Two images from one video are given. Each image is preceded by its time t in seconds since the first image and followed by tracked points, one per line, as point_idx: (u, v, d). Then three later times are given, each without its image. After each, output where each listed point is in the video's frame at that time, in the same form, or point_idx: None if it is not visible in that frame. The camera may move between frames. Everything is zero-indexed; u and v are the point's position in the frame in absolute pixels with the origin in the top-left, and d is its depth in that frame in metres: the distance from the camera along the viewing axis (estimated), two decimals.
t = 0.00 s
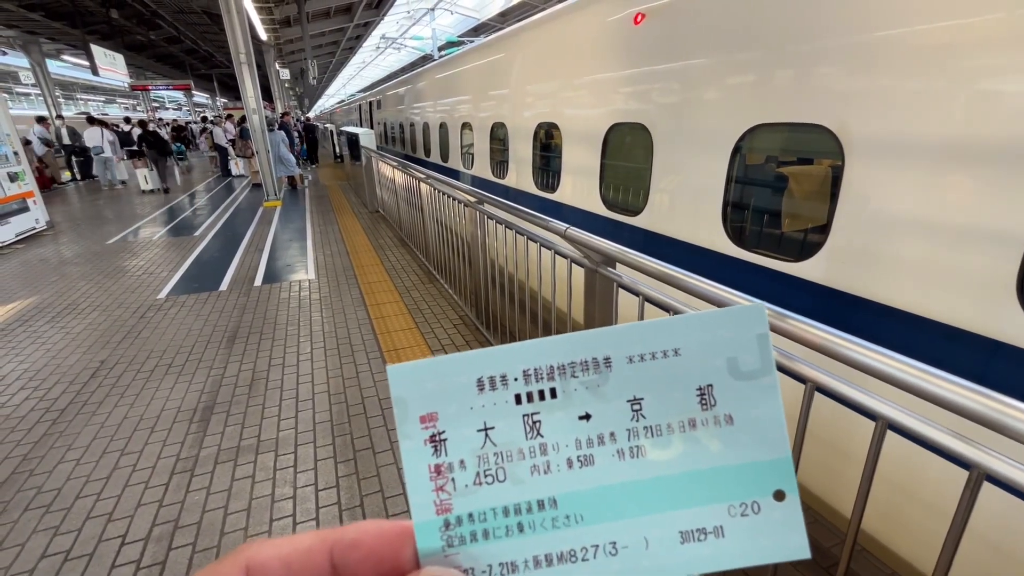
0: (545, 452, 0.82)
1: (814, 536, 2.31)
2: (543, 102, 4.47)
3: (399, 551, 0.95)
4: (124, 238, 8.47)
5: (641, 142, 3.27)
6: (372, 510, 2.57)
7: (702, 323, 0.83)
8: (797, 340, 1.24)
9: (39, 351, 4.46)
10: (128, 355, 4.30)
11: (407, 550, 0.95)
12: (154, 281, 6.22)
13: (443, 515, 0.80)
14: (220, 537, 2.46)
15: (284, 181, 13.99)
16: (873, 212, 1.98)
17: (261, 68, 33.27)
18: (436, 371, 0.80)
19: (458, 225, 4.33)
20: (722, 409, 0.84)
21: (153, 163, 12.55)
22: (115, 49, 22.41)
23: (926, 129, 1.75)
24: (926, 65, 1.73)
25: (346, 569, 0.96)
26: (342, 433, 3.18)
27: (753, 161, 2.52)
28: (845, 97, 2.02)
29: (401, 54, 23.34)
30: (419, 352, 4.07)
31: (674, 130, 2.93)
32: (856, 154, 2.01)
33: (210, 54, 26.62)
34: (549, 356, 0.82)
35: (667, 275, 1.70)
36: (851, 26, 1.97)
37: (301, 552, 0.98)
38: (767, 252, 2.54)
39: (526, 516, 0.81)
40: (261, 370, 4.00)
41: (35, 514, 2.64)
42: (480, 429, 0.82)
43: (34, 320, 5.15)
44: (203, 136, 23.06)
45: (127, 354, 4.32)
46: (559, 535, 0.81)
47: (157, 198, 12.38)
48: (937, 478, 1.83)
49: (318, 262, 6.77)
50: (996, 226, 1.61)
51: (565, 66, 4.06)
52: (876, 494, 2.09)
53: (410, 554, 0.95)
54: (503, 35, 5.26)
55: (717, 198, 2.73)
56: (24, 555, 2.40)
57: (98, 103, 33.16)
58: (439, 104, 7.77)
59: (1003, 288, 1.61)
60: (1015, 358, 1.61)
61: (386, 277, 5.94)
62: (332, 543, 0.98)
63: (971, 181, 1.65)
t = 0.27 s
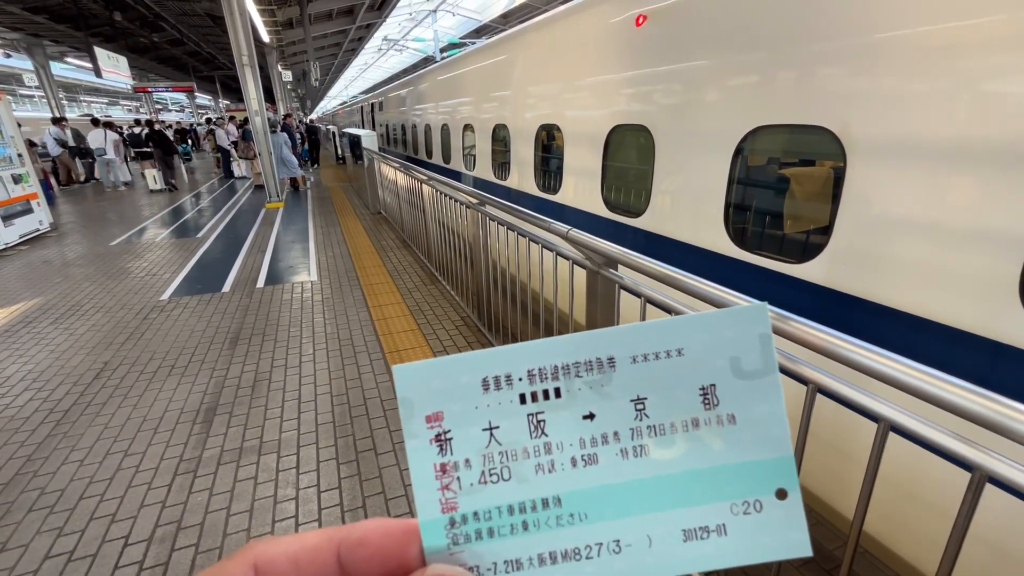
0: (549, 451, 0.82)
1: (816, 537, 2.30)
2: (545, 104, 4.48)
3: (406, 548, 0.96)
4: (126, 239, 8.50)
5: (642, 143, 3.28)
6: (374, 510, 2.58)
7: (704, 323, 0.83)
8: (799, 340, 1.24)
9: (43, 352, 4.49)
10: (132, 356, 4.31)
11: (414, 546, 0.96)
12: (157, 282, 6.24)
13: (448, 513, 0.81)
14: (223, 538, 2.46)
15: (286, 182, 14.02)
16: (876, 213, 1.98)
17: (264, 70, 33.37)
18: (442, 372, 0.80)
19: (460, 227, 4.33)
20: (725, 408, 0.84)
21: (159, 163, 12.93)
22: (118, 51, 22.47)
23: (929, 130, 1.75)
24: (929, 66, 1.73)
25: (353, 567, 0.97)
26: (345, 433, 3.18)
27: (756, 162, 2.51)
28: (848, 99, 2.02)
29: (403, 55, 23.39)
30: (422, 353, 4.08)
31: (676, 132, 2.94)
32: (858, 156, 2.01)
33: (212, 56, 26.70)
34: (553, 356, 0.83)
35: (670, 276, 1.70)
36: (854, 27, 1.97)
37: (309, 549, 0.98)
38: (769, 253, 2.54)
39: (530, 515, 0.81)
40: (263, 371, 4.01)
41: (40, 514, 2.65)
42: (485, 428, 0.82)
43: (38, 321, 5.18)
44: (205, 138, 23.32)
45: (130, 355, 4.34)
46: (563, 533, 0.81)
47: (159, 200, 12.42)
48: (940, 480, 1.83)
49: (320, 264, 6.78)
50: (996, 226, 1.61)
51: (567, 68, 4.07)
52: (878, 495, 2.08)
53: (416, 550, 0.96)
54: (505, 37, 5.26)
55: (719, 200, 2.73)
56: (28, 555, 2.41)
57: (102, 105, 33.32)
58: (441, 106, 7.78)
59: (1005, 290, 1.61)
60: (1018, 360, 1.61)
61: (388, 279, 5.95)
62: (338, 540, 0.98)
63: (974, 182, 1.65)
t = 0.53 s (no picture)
0: (543, 464, 0.82)
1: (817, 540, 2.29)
2: (545, 104, 4.48)
3: (397, 562, 0.96)
4: (126, 240, 8.49)
5: (642, 144, 3.28)
6: (373, 513, 2.57)
7: (700, 333, 0.83)
8: (799, 344, 1.24)
9: (42, 353, 4.48)
10: (131, 358, 4.31)
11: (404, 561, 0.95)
12: (157, 284, 6.23)
13: (440, 527, 0.80)
14: (222, 540, 2.46)
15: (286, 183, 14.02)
16: (876, 214, 1.97)
17: (265, 71, 33.39)
18: (433, 384, 0.80)
19: (460, 228, 4.33)
20: (721, 420, 0.83)
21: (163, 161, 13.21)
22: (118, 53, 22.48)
23: (929, 131, 1.74)
24: (929, 67, 1.73)
25: None
26: (344, 435, 3.18)
27: (756, 163, 2.51)
28: (847, 99, 2.02)
29: (403, 56, 23.41)
30: (422, 355, 4.07)
31: (676, 133, 2.93)
32: (858, 157, 2.01)
33: (213, 57, 26.71)
34: (547, 367, 0.83)
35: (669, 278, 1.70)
36: (853, 28, 1.97)
37: (298, 563, 0.94)
38: (769, 255, 2.53)
39: (522, 528, 0.81)
40: (263, 372, 4.00)
41: (38, 516, 2.65)
42: (478, 441, 0.82)
43: (38, 323, 5.17)
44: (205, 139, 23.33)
45: (130, 356, 4.34)
46: (556, 548, 0.81)
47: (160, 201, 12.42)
48: (941, 482, 1.82)
49: (320, 265, 6.78)
50: (997, 228, 1.61)
51: (567, 69, 4.07)
52: (878, 497, 2.08)
53: (408, 564, 0.95)
54: (506, 38, 5.27)
55: (719, 201, 2.73)
56: (26, 558, 2.41)
57: (103, 106, 33.35)
58: (441, 106, 7.79)
59: (1005, 290, 1.60)
60: (1018, 362, 1.60)
61: (388, 280, 5.95)
62: (329, 554, 0.96)
63: (974, 183, 1.65)
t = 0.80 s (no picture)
0: (550, 466, 0.82)
1: (819, 541, 2.28)
2: (546, 105, 4.47)
3: (401, 564, 0.95)
4: (127, 242, 8.50)
5: (643, 145, 3.28)
6: (374, 514, 2.57)
7: (709, 334, 0.82)
8: (802, 345, 1.23)
9: (44, 354, 4.48)
10: (132, 359, 4.31)
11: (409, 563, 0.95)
12: (158, 285, 6.23)
13: (446, 529, 0.80)
14: (223, 542, 2.45)
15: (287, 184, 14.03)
16: (877, 215, 1.97)
17: (265, 72, 33.44)
18: (440, 385, 0.80)
19: (461, 229, 4.33)
20: (731, 421, 0.83)
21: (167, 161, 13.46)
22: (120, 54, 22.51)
23: (930, 131, 1.74)
24: (930, 67, 1.72)
25: None
26: (345, 436, 3.18)
27: (756, 163, 2.50)
28: (848, 100, 2.02)
29: (404, 57, 23.44)
30: (422, 355, 4.07)
31: (676, 133, 2.93)
32: (859, 157, 2.01)
33: (213, 59, 26.74)
34: (555, 367, 0.82)
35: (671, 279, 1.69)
36: (854, 28, 1.97)
37: (300, 566, 0.93)
38: (770, 255, 2.53)
39: (530, 530, 0.80)
40: (264, 373, 4.00)
41: (39, 518, 2.65)
42: (484, 442, 0.81)
43: (40, 324, 5.18)
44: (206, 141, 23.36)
45: (131, 358, 4.34)
46: (563, 550, 0.80)
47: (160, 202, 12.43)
48: (943, 483, 1.82)
49: (321, 265, 6.79)
50: (997, 227, 1.61)
51: (567, 69, 4.07)
52: (881, 498, 2.08)
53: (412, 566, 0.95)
54: (506, 39, 5.27)
55: (720, 201, 2.72)
56: (27, 559, 2.41)
57: (104, 107, 33.42)
58: (442, 107, 7.79)
59: (1007, 290, 1.60)
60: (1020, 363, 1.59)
61: (388, 281, 5.95)
62: (332, 556, 0.95)
63: (975, 184, 1.64)
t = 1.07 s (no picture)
0: (554, 456, 0.82)
1: (822, 542, 2.27)
2: (547, 106, 4.47)
3: (412, 552, 0.95)
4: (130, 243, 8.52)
5: (644, 145, 3.27)
6: (376, 515, 2.57)
7: (709, 328, 0.82)
8: (803, 344, 1.23)
9: (46, 356, 4.49)
10: (135, 360, 4.32)
11: (420, 551, 0.94)
12: (160, 286, 6.24)
13: (454, 517, 0.80)
14: (225, 542, 2.46)
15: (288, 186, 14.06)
16: (879, 214, 1.97)
17: (267, 73, 33.50)
18: (448, 377, 0.80)
19: (462, 229, 4.33)
20: (730, 413, 0.83)
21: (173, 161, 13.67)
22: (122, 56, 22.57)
23: (932, 131, 1.73)
24: (932, 66, 1.72)
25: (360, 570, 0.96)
26: (347, 437, 3.18)
27: (758, 163, 2.50)
28: (850, 100, 2.02)
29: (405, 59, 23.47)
30: (424, 356, 4.06)
31: (678, 133, 2.93)
32: (861, 156, 2.00)
33: (215, 60, 26.79)
34: (558, 361, 0.82)
35: (674, 279, 1.68)
36: (855, 28, 1.97)
37: (316, 552, 0.98)
38: (772, 255, 2.53)
39: (535, 518, 0.80)
40: (265, 374, 4.01)
41: (42, 518, 2.65)
42: (491, 432, 0.81)
43: (42, 325, 5.19)
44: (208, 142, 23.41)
45: (133, 359, 4.35)
46: (567, 538, 0.80)
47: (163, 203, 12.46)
48: (947, 483, 1.81)
49: (323, 267, 6.79)
50: (999, 227, 1.60)
51: (568, 70, 4.07)
52: (884, 498, 2.07)
53: (422, 556, 0.93)
54: (507, 40, 5.27)
55: (722, 202, 2.72)
56: (30, 559, 2.41)
57: (106, 109, 33.50)
58: (443, 108, 7.79)
59: (1009, 290, 1.59)
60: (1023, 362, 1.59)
61: (390, 282, 5.95)
62: (345, 544, 0.98)
63: (977, 183, 1.64)
